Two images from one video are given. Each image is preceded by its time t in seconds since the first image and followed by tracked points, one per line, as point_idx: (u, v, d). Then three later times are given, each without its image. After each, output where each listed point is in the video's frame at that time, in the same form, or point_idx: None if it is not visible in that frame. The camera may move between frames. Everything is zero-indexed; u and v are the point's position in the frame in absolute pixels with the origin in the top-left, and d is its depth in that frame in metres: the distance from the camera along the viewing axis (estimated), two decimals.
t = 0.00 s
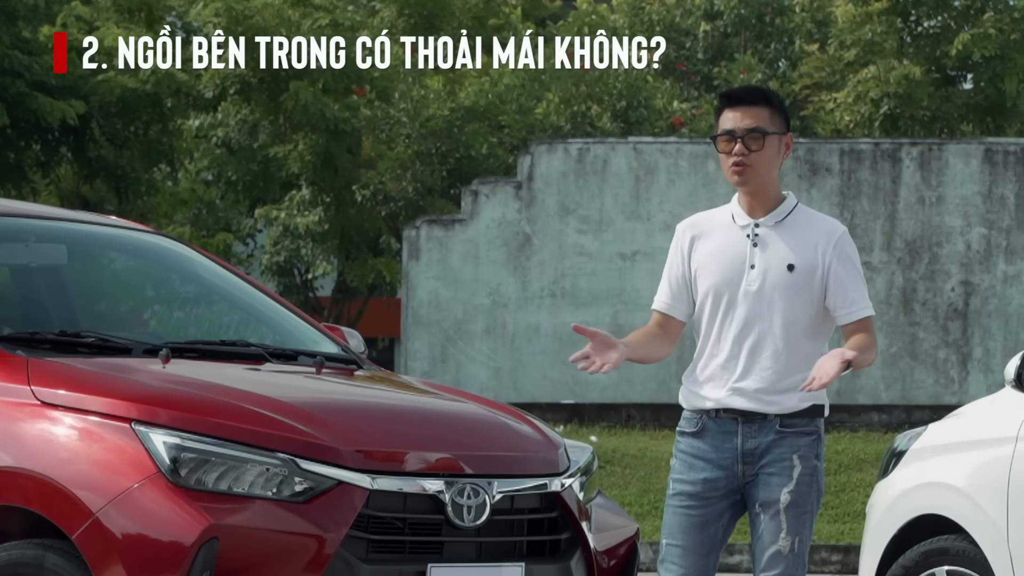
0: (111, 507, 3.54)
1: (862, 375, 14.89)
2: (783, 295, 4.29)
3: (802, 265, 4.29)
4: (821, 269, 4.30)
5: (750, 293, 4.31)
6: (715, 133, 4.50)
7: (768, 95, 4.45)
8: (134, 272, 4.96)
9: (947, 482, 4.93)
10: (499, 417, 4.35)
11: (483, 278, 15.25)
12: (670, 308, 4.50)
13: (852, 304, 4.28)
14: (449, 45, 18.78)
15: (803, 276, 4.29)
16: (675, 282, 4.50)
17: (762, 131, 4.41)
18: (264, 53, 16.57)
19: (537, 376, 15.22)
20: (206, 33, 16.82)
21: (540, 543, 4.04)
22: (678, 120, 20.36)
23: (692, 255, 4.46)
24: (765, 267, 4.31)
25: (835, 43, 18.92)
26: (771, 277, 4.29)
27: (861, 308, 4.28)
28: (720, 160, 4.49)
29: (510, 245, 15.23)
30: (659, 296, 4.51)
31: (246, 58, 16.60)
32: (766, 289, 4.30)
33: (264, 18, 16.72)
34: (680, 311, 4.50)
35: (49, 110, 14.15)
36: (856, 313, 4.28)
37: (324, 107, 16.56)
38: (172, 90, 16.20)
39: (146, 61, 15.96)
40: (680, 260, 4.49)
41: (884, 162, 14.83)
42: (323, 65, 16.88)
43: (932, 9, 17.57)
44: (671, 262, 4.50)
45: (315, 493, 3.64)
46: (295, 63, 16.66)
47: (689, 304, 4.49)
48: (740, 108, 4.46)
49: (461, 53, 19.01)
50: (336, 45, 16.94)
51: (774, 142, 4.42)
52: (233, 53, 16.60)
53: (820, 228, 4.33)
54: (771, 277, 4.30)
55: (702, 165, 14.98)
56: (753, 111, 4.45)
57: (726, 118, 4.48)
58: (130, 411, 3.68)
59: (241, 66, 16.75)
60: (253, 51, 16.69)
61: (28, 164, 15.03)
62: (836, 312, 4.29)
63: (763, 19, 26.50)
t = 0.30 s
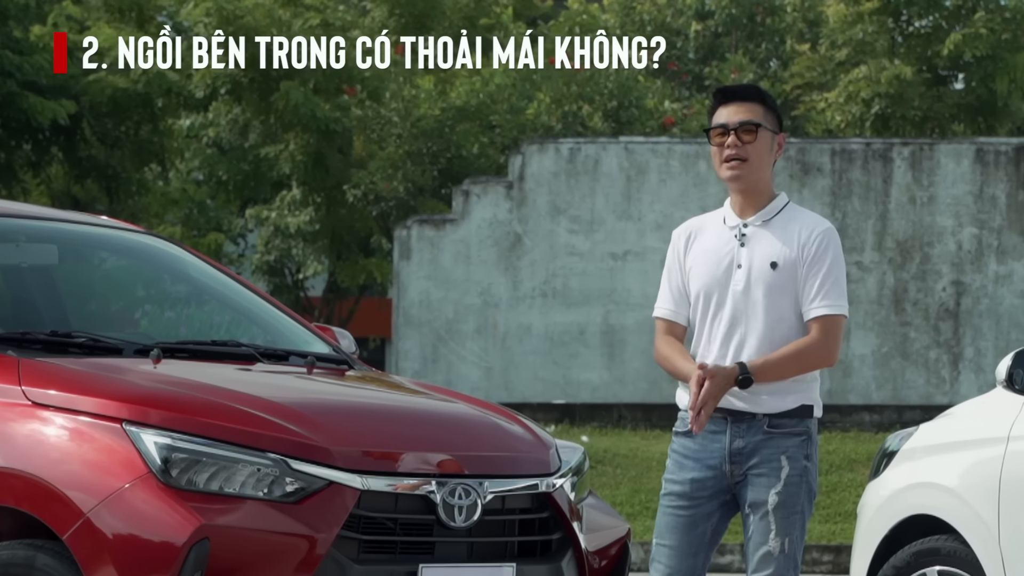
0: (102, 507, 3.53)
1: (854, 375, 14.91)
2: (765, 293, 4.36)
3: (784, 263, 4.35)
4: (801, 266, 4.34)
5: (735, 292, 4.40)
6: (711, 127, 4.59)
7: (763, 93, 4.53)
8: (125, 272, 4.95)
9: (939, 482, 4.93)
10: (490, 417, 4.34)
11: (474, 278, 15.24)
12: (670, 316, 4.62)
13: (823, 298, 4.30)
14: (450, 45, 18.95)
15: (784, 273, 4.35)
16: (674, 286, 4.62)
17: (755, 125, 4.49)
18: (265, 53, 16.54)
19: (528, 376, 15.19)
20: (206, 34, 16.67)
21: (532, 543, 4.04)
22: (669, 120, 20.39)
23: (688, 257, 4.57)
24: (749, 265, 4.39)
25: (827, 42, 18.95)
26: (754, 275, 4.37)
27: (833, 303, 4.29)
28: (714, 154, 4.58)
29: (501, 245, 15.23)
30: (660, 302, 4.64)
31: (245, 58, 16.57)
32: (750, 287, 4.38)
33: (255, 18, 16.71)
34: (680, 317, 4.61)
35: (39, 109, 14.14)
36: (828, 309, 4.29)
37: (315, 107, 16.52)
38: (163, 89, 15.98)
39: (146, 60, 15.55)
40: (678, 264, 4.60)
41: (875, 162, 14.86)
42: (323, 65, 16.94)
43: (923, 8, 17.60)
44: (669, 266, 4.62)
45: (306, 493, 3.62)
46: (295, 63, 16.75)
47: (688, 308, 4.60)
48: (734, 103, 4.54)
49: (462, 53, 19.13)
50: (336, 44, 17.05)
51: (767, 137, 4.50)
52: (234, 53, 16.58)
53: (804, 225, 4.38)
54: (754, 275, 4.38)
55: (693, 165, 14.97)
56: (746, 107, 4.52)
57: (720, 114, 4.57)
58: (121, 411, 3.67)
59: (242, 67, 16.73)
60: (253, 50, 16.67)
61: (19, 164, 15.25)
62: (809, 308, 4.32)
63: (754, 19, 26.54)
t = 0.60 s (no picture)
0: (93, 507, 3.53)
1: (845, 374, 14.93)
2: (743, 292, 4.26)
3: (762, 261, 4.25)
4: (780, 264, 4.25)
5: (713, 291, 4.30)
6: (691, 127, 4.46)
7: (745, 95, 4.41)
8: (116, 272, 4.95)
9: (930, 482, 4.94)
10: (482, 417, 4.34)
11: (466, 278, 15.25)
12: (647, 316, 4.51)
13: (803, 296, 4.22)
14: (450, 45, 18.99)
15: (762, 271, 4.25)
16: (652, 287, 4.51)
17: (736, 127, 4.38)
18: (264, 53, 16.64)
19: (519, 376, 15.19)
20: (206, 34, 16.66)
21: (522, 543, 4.03)
22: (661, 120, 20.43)
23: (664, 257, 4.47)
24: (726, 264, 4.29)
25: (818, 42, 18.97)
26: (731, 274, 4.27)
27: (814, 301, 4.21)
28: (692, 154, 4.46)
29: (492, 245, 15.24)
30: (637, 303, 4.53)
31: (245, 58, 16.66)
32: (727, 286, 4.28)
33: (246, 18, 16.72)
34: (657, 318, 4.50)
35: (31, 109, 14.13)
36: (808, 306, 4.21)
37: (306, 107, 16.51)
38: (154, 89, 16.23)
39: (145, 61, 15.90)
40: (655, 266, 4.50)
41: (867, 162, 14.88)
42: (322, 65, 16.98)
43: (914, 8, 17.67)
44: (645, 268, 4.52)
45: (298, 493, 3.62)
46: (295, 62, 16.81)
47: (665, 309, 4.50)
48: (714, 103, 4.42)
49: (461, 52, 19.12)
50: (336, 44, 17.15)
51: (748, 140, 4.39)
52: (233, 53, 16.66)
53: (781, 223, 4.29)
54: (731, 274, 4.28)
55: (685, 165, 14.98)
56: (728, 107, 4.40)
57: (701, 112, 4.44)
58: (113, 411, 3.67)
59: (240, 66, 16.79)
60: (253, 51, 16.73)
61: (11, 164, 15.08)
62: (790, 306, 4.24)
63: (745, 19, 26.60)
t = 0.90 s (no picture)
0: (86, 507, 3.53)
1: (837, 374, 14.94)
2: (725, 290, 4.27)
3: (743, 260, 4.27)
4: (760, 263, 4.27)
5: (694, 290, 4.29)
6: (673, 126, 4.44)
7: (730, 98, 4.42)
8: (109, 273, 4.94)
9: (923, 482, 4.94)
10: (474, 417, 4.34)
11: (458, 278, 15.26)
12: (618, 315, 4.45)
13: (785, 294, 4.25)
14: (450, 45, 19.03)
15: (744, 269, 4.27)
16: (624, 286, 4.46)
17: (722, 129, 4.37)
18: (265, 53, 16.58)
19: (512, 376, 15.20)
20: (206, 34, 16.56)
21: (515, 543, 4.03)
22: (653, 120, 20.45)
23: (639, 257, 4.43)
24: (706, 264, 4.29)
25: (810, 42, 18.96)
26: (713, 273, 4.28)
27: (794, 299, 4.25)
28: (674, 153, 4.44)
29: (484, 245, 15.25)
30: (608, 302, 4.48)
31: (246, 58, 16.59)
32: (709, 285, 4.28)
33: (238, 18, 16.66)
34: (630, 317, 4.46)
35: (23, 109, 14.14)
36: (790, 304, 4.24)
37: (298, 107, 16.50)
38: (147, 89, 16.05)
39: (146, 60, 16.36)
40: (627, 265, 4.46)
41: (859, 162, 14.92)
42: (322, 65, 16.95)
43: (907, 8, 17.72)
44: (618, 267, 4.47)
45: (290, 493, 3.62)
46: (295, 63, 16.73)
47: (639, 308, 4.46)
48: (700, 103, 4.41)
49: (461, 53, 19.18)
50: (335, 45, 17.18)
51: (732, 143, 4.39)
52: (233, 53, 16.59)
53: (759, 222, 4.31)
54: (712, 272, 4.28)
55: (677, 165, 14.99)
56: (714, 108, 4.40)
57: (685, 112, 4.43)
58: (105, 411, 3.67)
59: (240, 66, 16.73)
60: (253, 52, 16.67)
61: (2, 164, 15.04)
62: (771, 303, 4.27)
63: (737, 19, 26.62)
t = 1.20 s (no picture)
0: (78, 507, 3.52)
1: (830, 374, 14.96)
2: (706, 292, 4.16)
3: (724, 262, 4.16)
4: (741, 265, 4.18)
5: (675, 292, 4.17)
6: (659, 125, 4.29)
7: (717, 100, 4.29)
8: (102, 272, 4.94)
9: (916, 481, 4.95)
10: (467, 417, 4.33)
11: (451, 277, 15.26)
12: (590, 314, 4.28)
13: (766, 298, 4.17)
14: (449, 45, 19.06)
15: (725, 272, 4.17)
16: (597, 284, 4.30)
17: (710, 132, 4.24)
18: (265, 53, 16.69)
19: (505, 376, 15.20)
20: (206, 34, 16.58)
21: (508, 543, 4.03)
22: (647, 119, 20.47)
23: (614, 255, 4.28)
24: (687, 266, 4.17)
25: (803, 42, 19.01)
26: (694, 275, 4.16)
27: (776, 302, 4.17)
28: (658, 153, 4.29)
29: (477, 244, 15.25)
30: (579, 300, 4.30)
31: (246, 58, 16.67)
32: (690, 288, 4.16)
33: (231, 17, 16.72)
34: (604, 316, 4.29)
35: (16, 108, 14.10)
36: (771, 308, 4.16)
37: (290, 107, 16.51)
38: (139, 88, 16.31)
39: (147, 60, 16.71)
40: (600, 263, 4.30)
41: (852, 161, 14.94)
42: (322, 65, 17.11)
43: (900, 8, 17.76)
44: (591, 265, 4.30)
45: (283, 492, 3.62)
46: (295, 63, 16.85)
47: (612, 307, 4.30)
48: (688, 105, 4.26)
49: (461, 53, 19.23)
50: (336, 45, 17.54)
51: (718, 146, 4.26)
52: (233, 53, 16.64)
53: (739, 224, 4.22)
54: (693, 275, 4.16)
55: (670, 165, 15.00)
56: (701, 111, 4.26)
57: (670, 112, 4.28)
58: (98, 410, 3.66)
59: (241, 66, 16.79)
60: (253, 52, 16.77)
61: None
62: (752, 307, 4.18)
63: (730, 19, 26.68)
